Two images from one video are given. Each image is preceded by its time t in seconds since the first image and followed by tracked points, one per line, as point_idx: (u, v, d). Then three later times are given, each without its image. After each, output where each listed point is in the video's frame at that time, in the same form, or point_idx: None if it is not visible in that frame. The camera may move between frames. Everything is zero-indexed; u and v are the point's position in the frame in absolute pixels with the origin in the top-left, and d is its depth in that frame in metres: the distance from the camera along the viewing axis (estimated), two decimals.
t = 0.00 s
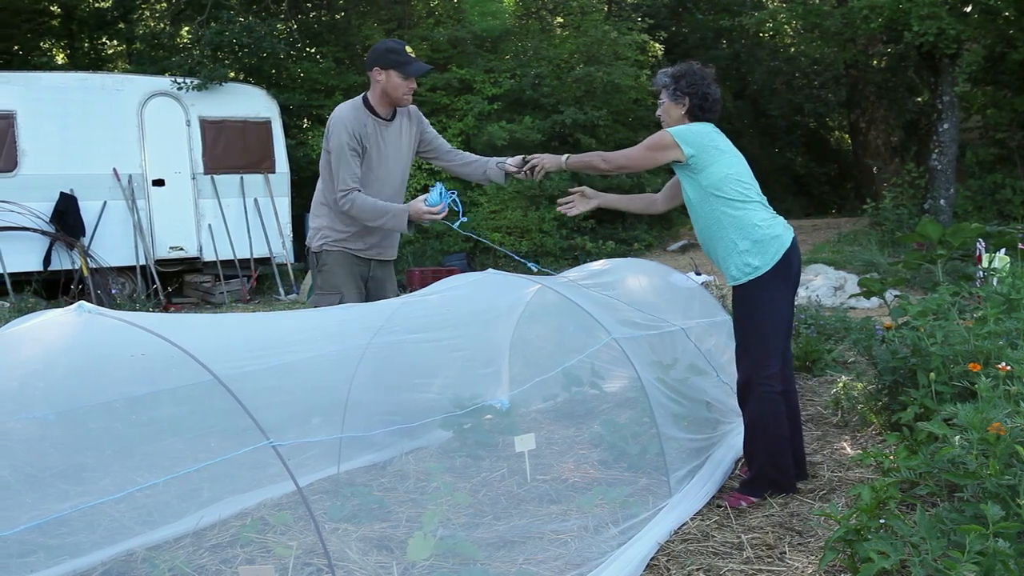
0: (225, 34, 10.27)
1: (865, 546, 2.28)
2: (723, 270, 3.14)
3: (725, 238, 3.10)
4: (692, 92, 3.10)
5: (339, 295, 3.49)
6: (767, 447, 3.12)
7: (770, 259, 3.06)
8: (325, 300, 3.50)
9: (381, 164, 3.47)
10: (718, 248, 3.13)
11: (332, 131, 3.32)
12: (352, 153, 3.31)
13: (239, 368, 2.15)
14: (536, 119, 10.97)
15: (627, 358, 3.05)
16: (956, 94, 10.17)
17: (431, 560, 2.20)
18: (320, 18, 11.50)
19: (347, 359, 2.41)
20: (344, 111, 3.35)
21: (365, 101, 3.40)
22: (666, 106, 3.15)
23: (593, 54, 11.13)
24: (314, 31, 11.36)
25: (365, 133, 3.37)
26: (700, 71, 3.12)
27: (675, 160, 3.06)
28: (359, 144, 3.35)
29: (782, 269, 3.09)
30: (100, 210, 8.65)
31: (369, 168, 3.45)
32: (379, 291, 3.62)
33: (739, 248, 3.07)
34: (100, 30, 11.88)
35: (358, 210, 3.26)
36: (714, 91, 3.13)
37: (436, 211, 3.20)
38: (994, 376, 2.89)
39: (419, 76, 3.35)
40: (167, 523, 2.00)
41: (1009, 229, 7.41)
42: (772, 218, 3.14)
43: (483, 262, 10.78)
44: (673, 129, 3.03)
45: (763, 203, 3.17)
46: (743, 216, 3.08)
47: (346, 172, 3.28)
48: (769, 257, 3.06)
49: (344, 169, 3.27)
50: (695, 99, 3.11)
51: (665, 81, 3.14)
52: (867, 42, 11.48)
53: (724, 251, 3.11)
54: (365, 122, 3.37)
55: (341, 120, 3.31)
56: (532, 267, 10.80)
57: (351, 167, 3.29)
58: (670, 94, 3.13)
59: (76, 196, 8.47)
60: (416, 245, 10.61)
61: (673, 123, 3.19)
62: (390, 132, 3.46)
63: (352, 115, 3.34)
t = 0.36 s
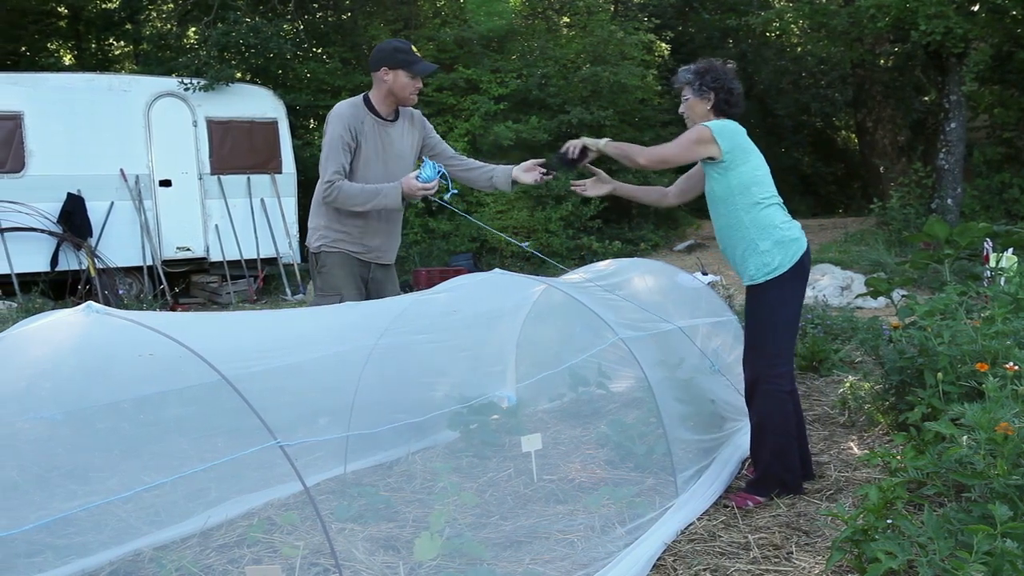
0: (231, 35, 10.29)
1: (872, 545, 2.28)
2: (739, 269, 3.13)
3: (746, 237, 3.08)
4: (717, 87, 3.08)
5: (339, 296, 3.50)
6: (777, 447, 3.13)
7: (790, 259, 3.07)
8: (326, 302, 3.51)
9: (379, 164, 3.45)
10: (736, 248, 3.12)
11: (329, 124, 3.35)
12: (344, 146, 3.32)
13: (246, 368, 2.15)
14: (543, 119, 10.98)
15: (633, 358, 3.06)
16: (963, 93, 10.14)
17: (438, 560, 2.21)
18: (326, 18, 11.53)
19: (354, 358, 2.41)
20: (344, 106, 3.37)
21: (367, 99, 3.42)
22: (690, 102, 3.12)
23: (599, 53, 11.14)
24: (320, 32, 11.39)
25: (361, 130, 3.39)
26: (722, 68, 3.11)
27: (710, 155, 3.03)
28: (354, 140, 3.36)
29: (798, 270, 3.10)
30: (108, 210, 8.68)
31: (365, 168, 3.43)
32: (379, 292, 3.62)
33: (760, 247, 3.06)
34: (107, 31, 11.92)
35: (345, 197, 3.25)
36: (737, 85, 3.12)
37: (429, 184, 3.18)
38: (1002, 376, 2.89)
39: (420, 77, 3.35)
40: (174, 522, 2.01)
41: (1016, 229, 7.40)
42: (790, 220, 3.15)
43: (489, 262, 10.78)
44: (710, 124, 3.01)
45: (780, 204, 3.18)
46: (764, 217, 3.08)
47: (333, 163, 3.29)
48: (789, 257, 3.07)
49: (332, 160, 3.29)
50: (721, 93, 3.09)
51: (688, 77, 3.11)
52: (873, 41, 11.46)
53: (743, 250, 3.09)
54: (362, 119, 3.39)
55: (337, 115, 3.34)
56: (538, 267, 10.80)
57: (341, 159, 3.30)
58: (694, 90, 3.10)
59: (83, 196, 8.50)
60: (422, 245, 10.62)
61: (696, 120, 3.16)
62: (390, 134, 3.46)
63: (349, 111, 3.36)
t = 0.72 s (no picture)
0: (234, 35, 10.30)
1: (875, 545, 2.28)
2: (765, 265, 3.12)
3: (779, 232, 3.08)
4: (723, 89, 3.07)
5: (337, 298, 3.49)
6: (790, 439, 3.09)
7: (818, 254, 3.09)
8: (324, 302, 3.50)
9: (376, 163, 3.45)
10: (767, 245, 3.10)
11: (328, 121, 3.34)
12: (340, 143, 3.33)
13: (249, 367, 2.16)
14: (545, 119, 10.97)
15: (634, 358, 3.06)
16: (966, 93, 10.13)
17: (440, 560, 2.21)
18: (329, 18, 11.54)
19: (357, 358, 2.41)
20: (344, 103, 3.37)
21: (367, 97, 3.42)
22: (698, 107, 3.10)
23: (602, 53, 11.16)
24: (322, 32, 11.40)
25: (359, 129, 3.39)
26: (722, 70, 3.11)
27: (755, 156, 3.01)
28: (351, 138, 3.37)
29: (823, 267, 3.13)
30: (110, 210, 8.69)
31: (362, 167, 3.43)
32: (377, 293, 3.62)
33: (792, 241, 3.07)
34: (109, 31, 11.94)
35: (338, 195, 3.29)
36: (742, 85, 3.11)
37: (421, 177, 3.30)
38: (1004, 376, 2.89)
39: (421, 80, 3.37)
40: (176, 523, 2.02)
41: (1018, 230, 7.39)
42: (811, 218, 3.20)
43: (492, 262, 10.78)
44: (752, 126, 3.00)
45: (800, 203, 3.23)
46: (795, 213, 3.10)
47: (327, 161, 3.30)
48: (817, 252, 3.09)
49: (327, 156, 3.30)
50: (727, 94, 3.07)
51: (692, 83, 3.10)
52: (876, 41, 11.45)
53: (773, 246, 3.09)
54: (361, 117, 3.39)
55: (335, 113, 3.33)
56: (541, 267, 10.80)
57: (335, 157, 3.31)
58: (700, 96, 3.09)
59: (86, 196, 8.51)
60: (424, 245, 10.62)
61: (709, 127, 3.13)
62: (388, 133, 3.47)
63: (347, 109, 3.36)
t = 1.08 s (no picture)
0: (235, 36, 10.30)
1: (877, 546, 2.27)
2: (791, 275, 2.94)
3: (803, 241, 2.90)
4: (725, 89, 2.92)
5: (337, 298, 3.49)
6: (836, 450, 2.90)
7: (844, 263, 2.92)
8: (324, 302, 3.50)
9: (376, 169, 3.45)
10: (791, 255, 2.93)
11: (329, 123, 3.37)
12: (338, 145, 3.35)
13: (251, 367, 2.15)
14: (546, 119, 10.96)
15: (636, 358, 3.05)
16: (968, 93, 10.12)
17: (442, 560, 2.21)
18: (331, 18, 11.56)
19: (358, 359, 2.40)
20: (347, 107, 3.39)
21: (371, 102, 3.43)
22: (707, 113, 2.98)
23: (603, 53, 11.16)
24: (324, 32, 11.42)
25: (360, 132, 3.40)
26: (733, 69, 2.93)
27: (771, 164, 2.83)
28: (351, 142, 3.39)
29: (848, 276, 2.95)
30: (112, 211, 8.70)
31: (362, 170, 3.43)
32: (377, 293, 3.61)
33: (818, 251, 2.89)
34: (111, 32, 11.96)
35: (332, 196, 3.30)
36: (748, 81, 2.93)
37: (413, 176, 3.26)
38: (1006, 376, 2.89)
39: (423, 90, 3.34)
40: (178, 523, 2.03)
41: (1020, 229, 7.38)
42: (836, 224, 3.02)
43: (493, 261, 10.78)
44: (768, 132, 2.81)
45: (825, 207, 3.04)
46: (820, 219, 2.92)
47: (325, 163, 3.33)
48: (844, 261, 2.92)
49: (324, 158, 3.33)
50: (729, 95, 2.90)
51: (697, 88, 2.98)
52: (878, 41, 11.43)
53: (798, 256, 2.91)
54: (363, 122, 3.40)
55: (336, 115, 3.35)
56: (542, 267, 10.80)
57: (333, 159, 3.33)
58: (707, 100, 2.94)
59: (88, 197, 8.52)
60: (426, 245, 10.63)
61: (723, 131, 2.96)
62: (391, 138, 3.47)
63: (350, 112, 3.38)
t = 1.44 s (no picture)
0: (235, 36, 10.30)
1: (877, 546, 2.27)
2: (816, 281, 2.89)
3: (828, 245, 2.84)
4: (731, 90, 2.83)
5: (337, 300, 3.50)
6: (843, 459, 2.88)
7: (872, 263, 2.86)
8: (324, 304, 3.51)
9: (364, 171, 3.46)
10: (816, 260, 2.86)
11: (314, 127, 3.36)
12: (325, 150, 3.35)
13: (252, 368, 2.14)
14: (546, 120, 10.95)
15: (636, 358, 3.04)
16: (967, 93, 10.12)
17: (442, 560, 2.21)
18: (331, 18, 11.60)
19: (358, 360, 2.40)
20: (330, 109, 3.38)
21: (352, 101, 3.42)
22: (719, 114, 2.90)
23: (603, 53, 11.17)
24: (324, 32, 11.43)
25: (346, 134, 3.40)
26: (739, 68, 2.85)
27: (785, 170, 2.77)
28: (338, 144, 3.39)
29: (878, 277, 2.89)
30: (112, 211, 8.69)
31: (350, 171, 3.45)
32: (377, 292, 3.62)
33: (843, 254, 2.83)
34: (111, 32, 11.96)
35: (321, 204, 3.32)
36: (756, 77, 2.83)
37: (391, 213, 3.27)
38: (1006, 377, 2.90)
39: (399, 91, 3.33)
40: (177, 523, 2.04)
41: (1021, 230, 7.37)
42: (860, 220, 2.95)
43: (493, 262, 10.76)
44: (778, 139, 2.74)
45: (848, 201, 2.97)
46: (843, 219, 2.86)
47: (313, 168, 3.34)
48: (871, 261, 2.86)
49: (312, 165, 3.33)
50: (737, 96, 2.82)
51: (706, 88, 2.91)
52: (878, 42, 11.43)
53: (823, 262, 2.85)
54: (348, 123, 3.39)
55: (321, 119, 3.34)
56: (542, 267, 10.79)
57: (321, 164, 3.34)
58: (716, 104, 2.88)
59: (88, 197, 8.52)
60: (426, 246, 10.63)
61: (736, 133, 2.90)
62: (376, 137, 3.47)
63: (334, 114, 3.36)
